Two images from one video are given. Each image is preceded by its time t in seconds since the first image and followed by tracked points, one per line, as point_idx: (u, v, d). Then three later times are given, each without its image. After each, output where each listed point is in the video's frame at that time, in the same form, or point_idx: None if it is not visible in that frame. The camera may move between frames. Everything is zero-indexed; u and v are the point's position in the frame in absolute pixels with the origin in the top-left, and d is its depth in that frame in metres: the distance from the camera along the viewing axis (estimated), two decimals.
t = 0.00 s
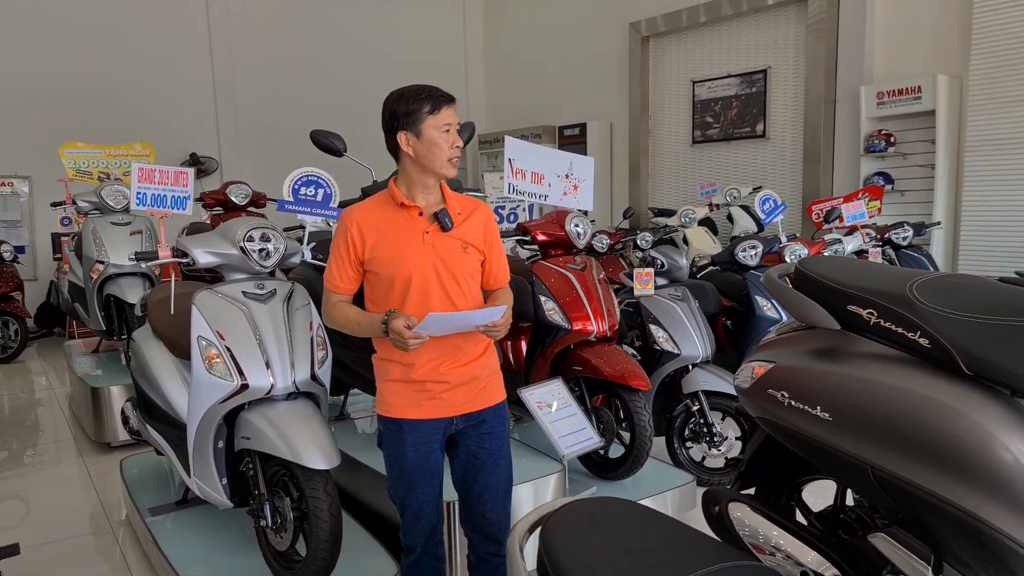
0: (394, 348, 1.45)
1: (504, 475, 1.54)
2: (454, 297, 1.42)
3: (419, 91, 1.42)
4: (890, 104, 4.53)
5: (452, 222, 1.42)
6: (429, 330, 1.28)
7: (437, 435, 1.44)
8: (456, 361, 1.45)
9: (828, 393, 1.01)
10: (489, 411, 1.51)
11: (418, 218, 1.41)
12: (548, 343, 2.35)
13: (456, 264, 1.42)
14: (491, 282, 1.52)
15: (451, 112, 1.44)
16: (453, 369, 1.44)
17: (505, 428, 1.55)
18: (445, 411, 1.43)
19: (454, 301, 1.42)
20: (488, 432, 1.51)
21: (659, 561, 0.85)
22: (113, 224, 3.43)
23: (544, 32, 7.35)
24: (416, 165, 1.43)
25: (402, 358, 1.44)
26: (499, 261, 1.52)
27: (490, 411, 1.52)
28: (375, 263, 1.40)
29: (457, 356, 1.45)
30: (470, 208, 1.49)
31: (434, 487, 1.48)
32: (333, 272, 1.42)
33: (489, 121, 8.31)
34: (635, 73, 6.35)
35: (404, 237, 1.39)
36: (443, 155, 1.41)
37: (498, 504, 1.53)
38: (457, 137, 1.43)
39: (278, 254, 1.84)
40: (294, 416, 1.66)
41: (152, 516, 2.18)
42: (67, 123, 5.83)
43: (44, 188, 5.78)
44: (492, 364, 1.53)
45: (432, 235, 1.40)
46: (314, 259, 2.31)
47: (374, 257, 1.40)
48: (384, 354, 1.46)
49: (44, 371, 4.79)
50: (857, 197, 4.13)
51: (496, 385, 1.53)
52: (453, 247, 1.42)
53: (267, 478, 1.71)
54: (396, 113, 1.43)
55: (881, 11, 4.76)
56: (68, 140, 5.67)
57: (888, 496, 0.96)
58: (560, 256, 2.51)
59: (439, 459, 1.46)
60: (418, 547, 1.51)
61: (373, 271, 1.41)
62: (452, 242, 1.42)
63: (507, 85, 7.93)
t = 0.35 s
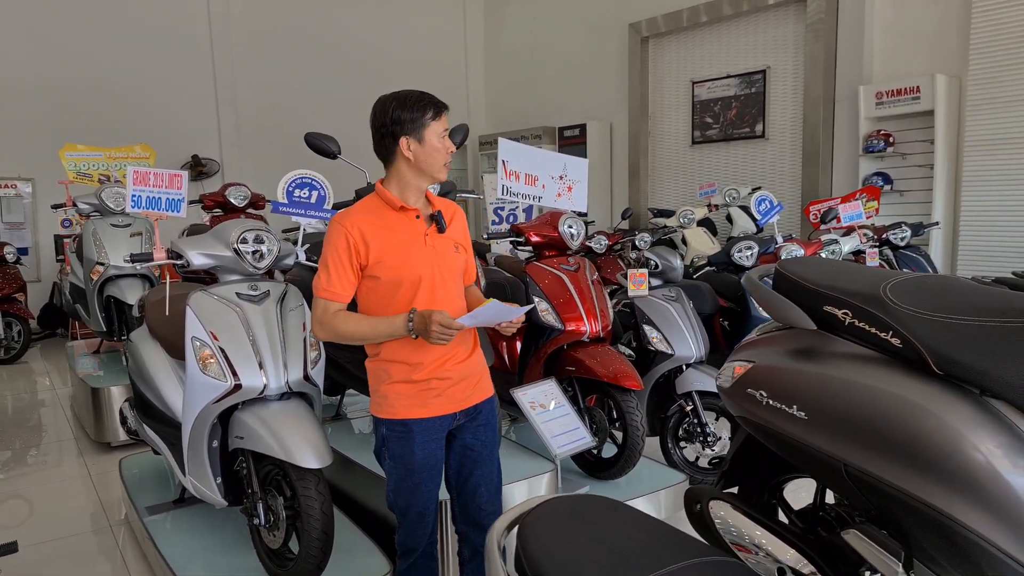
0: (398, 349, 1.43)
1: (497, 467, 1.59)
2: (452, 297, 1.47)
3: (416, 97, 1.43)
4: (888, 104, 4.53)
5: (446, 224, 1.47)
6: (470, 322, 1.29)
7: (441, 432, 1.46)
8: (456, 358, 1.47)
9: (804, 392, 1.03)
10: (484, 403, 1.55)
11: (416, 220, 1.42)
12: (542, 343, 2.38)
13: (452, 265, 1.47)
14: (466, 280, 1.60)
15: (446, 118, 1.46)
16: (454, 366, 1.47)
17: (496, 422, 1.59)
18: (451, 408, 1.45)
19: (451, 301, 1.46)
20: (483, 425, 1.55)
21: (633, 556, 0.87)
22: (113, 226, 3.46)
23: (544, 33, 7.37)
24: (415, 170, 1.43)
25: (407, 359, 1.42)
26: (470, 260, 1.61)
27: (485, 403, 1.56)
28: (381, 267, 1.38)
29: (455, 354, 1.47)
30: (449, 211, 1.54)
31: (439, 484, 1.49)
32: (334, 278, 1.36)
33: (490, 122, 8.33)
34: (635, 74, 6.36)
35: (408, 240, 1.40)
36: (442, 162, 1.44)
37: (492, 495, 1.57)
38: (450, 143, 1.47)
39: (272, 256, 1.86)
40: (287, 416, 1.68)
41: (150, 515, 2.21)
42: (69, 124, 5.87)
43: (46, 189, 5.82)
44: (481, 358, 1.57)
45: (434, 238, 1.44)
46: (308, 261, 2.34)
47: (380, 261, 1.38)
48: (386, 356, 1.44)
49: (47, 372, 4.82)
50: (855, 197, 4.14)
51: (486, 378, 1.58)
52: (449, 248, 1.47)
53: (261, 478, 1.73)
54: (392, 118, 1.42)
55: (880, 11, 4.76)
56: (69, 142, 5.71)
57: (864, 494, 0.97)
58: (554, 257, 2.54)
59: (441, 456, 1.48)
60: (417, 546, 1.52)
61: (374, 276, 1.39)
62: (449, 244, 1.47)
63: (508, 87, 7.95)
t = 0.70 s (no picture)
0: (382, 345, 1.45)
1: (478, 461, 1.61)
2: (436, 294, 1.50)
3: (399, 98, 1.45)
4: (884, 104, 4.54)
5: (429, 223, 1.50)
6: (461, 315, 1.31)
7: (424, 427, 1.48)
8: (439, 354, 1.50)
9: (764, 387, 1.08)
10: (466, 399, 1.58)
11: (400, 219, 1.45)
12: (529, 342, 2.41)
13: (436, 263, 1.50)
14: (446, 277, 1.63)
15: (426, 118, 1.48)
16: (437, 361, 1.49)
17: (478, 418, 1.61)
18: (435, 403, 1.48)
19: (435, 298, 1.49)
20: (465, 419, 1.58)
21: (593, 546, 0.89)
22: (111, 226, 3.50)
23: (543, 33, 7.39)
24: (398, 170, 1.46)
25: (391, 355, 1.45)
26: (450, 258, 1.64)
27: (467, 398, 1.58)
28: (368, 264, 1.41)
29: (438, 350, 1.50)
30: (430, 210, 1.57)
31: (423, 479, 1.52)
32: (323, 275, 1.38)
33: (490, 122, 8.35)
34: (633, 74, 6.38)
35: (394, 238, 1.43)
36: (425, 162, 1.46)
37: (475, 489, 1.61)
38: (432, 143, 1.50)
39: (260, 255, 1.89)
40: (273, 411, 1.71)
41: (143, 510, 2.24)
42: (71, 124, 5.92)
43: (48, 189, 5.87)
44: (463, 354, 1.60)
45: (419, 236, 1.46)
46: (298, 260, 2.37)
47: (367, 259, 1.40)
48: (369, 352, 1.45)
49: (48, 370, 4.87)
50: (849, 197, 4.15)
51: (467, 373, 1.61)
52: (433, 246, 1.50)
53: (247, 473, 1.76)
54: (375, 119, 1.44)
55: (876, 11, 4.77)
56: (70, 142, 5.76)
57: (821, 487, 1.00)
58: (542, 256, 2.57)
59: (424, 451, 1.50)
60: (399, 542, 1.55)
61: (360, 273, 1.42)
62: (432, 243, 1.50)
63: (507, 87, 7.97)
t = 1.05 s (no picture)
0: (374, 344, 1.48)
1: (472, 461, 1.64)
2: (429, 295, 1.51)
3: (389, 102, 1.48)
4: (885, 106, 4.55)
5: (423, 224, 1.52)
6: (442, 317, 1.33)
7: (417, 425, 1.51)
8: (433, 354, 1.53)
9: (746, 385, 1.12)
10: (460, 398, 1.60)
11: (393, 221, 1.47)
12: (527, 341, 2.43)
13: (430, 264, 1.51)
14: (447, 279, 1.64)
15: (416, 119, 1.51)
16: (431, 361, 1.52)
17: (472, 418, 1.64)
18: (428, 402, 1.50)
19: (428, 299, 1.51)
20: (460, 419, 1.60)
21: (576, 539, 0.91)
22: (115, 226, 3.55)
23: (546, 35, 7.42)
24: (387, 172, 1.49)
25: (385, 354, 1.48)
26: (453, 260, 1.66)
27: (462, 397, 1.61)
28: (359, 265, 1.44)
29: (432, 350, 1.53)
30: (428, 212, 1.59)
31: (416, 476, 1.54)
32: (314, 277, 1.42)
33: (493, 124, 8.39)
34: (635, 76, 6.41)
35: (385, 240, 1.45)
36: (414, 162, 1.48)
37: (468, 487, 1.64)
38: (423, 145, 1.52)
39: (260, 255, 1.92)
40: (272, 409, 1.74)
41: (145, 506, 2.28)
42: (77, 126, 5.98)
43: (55, 190, 5.94)
44: (458, 355, 1.62)
45: (410, 238, 1.48)
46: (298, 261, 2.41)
47: (356, 261, 1.44)
48: (363, 351, 1.49)
49: (54, 369, 4.92)
50: (848, 199, 4.17)
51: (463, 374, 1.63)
52: (427, 248, 1.51)
53: (246, 469, 1.80)
54: (365, 123, 1.47)
55: (876, 13, 4.78)
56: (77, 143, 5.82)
57: (800, 484, 1.03)
58: (540, 257, 2.59)
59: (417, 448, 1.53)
60: (391, 537, 1.58)
61: (352, 274, 1.45)
62: (425, 244, 1.51)
63: (510, 89, 8.00)
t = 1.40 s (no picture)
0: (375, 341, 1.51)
1: (481, 462, 1.66)
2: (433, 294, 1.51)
3: (390, 106, 1.50)
4: (891, 109, 4.56)
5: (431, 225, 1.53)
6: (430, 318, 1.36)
7: (418, 424, 1.53)
8: (436, 354, 1.54)
9: (752, 385, 1.14)
10: (466, 401, 1.61)
11: (398, 222, 1.49)
12: (534, 342, 2.46)
13: (437, 265, 1.52)
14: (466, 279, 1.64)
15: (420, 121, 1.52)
16: (433, 361, 1.53)
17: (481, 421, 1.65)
18: (426, 401, 1.53)
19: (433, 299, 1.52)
20: (467, 420, 1.62)
21: (581, 535, 0.93)
22: (127, 227, 3.59)
23: (553, 37, 7.44)
24: (390, 175, 1.51)
25: (387, 352, 1.52)
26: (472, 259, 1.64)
27: (469, 399, 1.62)
28: (363, 266, 1.48)
29: (438, 350, 1.54)
30: (442, 212, 1.59)
31: (418, 471, 1.58)
32: (321, 277, 1.48)
33: (499, 126, 8.42)
34: (641, 79, 6.43)
35: (388, 241, 1.47)
36: (414, 163, 1.49)
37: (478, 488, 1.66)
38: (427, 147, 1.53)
39: (273, 256, 1.95)
40: (284, 408, 1.77)
41: (157, 502, 2.31)
42: (88, 127, 6.04)
43: (66, 190, 6.00)
44: (467, 356, 1.62)
45: (413, 238, 1.50)
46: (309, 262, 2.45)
47: (359, 261, 1.48)
48: (368, 349, 1.53)
49: (64, 368, 4.97)
50: (855, 202, 4.18)
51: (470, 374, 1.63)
52: (434, 248, 1.52)
53: (259, 466, 1.83)
54: (369, 128, 1.51)
55: (883, 16, 4.79)
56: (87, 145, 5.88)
57: (803, 481, 1.06)
58: (547, 259, 2.62)
59: (421, 446, 1.56)
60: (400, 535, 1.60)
61: (358, 274, 1.49)
62: (432, 244, 1.52)
63: (517, 91, 8.03)
